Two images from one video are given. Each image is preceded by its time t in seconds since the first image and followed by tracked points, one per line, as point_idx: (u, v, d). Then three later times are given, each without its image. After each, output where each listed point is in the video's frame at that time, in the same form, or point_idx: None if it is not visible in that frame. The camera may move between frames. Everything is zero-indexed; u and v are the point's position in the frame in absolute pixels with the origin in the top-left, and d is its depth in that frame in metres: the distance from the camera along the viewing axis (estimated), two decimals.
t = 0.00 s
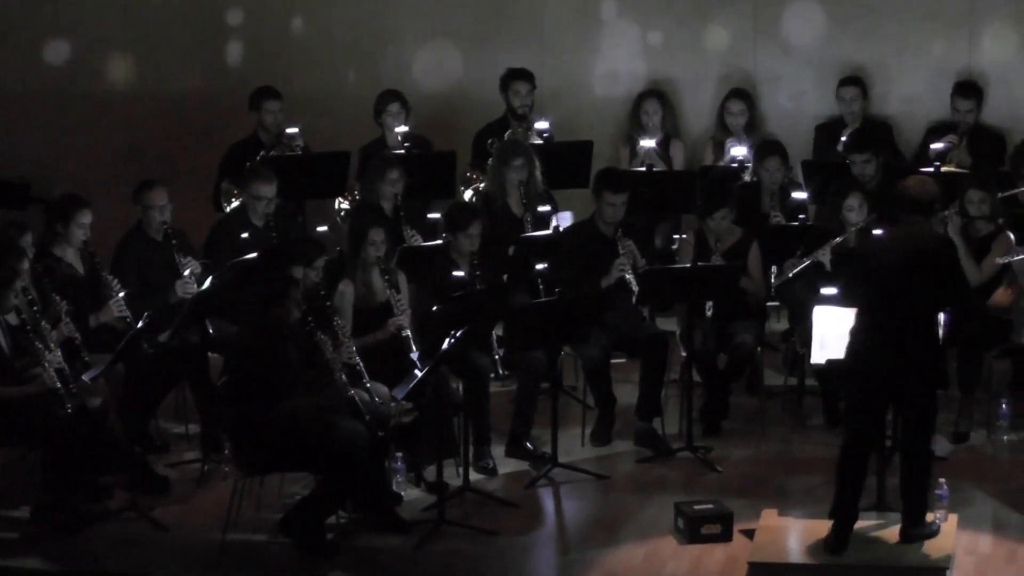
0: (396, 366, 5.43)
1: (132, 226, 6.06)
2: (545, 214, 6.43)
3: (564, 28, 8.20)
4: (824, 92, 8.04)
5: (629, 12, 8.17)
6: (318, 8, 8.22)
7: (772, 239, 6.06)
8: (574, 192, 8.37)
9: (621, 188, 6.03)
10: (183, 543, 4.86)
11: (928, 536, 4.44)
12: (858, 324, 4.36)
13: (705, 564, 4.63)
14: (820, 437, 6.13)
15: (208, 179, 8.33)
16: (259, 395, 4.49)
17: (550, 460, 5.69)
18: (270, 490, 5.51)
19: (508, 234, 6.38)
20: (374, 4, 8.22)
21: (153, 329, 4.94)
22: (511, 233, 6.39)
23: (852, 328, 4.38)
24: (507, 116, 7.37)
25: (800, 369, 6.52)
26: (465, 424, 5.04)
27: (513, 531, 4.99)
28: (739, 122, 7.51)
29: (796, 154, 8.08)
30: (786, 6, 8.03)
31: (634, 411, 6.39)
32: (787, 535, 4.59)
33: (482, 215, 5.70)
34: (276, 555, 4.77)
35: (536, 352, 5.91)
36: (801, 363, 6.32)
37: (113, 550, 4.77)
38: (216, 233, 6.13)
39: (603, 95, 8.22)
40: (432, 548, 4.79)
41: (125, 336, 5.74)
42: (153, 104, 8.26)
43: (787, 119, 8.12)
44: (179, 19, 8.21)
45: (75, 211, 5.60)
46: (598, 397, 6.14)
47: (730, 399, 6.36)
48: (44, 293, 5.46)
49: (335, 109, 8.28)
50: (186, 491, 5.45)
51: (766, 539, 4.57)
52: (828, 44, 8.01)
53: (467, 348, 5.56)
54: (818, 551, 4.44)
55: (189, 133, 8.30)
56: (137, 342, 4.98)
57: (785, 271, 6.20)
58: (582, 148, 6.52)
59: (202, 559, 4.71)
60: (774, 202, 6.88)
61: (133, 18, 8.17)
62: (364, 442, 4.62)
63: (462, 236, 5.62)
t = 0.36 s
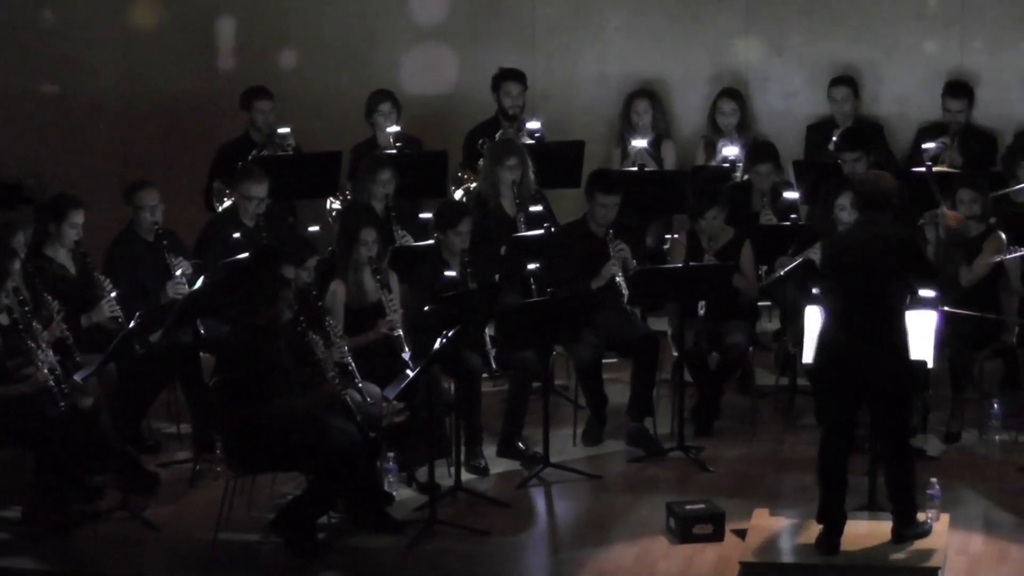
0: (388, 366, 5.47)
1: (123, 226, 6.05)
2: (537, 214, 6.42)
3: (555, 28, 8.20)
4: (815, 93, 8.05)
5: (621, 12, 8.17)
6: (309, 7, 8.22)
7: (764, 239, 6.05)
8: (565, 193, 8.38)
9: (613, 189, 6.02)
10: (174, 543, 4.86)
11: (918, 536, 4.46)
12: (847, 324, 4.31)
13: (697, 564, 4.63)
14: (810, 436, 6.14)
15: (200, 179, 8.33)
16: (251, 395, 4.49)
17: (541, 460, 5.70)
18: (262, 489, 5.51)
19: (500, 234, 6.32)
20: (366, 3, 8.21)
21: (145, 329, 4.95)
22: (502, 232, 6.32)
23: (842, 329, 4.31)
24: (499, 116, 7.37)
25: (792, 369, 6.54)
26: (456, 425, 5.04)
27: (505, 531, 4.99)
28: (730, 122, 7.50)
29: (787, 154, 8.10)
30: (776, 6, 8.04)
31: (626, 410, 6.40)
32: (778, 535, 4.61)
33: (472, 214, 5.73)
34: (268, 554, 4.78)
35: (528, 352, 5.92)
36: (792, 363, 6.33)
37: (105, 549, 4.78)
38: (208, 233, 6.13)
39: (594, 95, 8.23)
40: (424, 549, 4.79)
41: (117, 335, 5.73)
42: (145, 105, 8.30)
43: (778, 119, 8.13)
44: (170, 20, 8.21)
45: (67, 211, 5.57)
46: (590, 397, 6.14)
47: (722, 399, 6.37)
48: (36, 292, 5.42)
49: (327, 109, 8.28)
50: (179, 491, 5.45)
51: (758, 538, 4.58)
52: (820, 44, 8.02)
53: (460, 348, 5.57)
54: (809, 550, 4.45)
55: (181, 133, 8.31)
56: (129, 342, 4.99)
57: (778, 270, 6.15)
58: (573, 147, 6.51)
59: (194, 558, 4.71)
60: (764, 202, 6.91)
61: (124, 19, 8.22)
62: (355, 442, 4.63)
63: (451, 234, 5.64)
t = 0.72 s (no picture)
0: (379, 367, 5.44)
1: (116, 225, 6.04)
2: (530, 213, 6.42)
3: (549, 26, 8.20)
4: (808, 92, 8.06)
5: (614, 11, 8.17)
6: (301, 7, 8.21)
7: (757, 239, 6.06)
8: (558, 192, 8.39)
9: (606, 188, 6.02)
10: (167, 543, 4.85)
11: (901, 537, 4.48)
12: (849, 325, 4.25)
13: (690, 563, 4.64)
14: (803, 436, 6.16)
15: (192, 178, 8.32)
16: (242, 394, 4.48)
17: (534, 459, 5.71)
18: (254, 489, 5.50)
19: (493, 233, 6.35)
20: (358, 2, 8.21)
21: (137, 329, 4.95)
22: (494, 231, 6.36)
23: (844, 330, 4.25)
24: (491, 115, 7.37)
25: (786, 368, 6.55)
26: (449, 424, 5.02)
27: (497, 530, 4.99)
28: (723, 120, 7.52)
29: (779, 154, 8.11)
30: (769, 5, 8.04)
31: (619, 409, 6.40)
32: (770, 534, 4.62)
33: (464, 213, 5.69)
34: (260, 554, 4.77)
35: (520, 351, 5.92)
36: (784, 362, 6.34)
37: (97, 548, 4.78)
38: (200, 232, 6.12)
39: (587, 94, 8.24)
40: (416, 548, 4.79)
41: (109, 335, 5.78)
42: (137, 105, 8.31)
43: (770, 118, 8.14)
44: (162, 20, 8.21)
45: (59, 210, 5.55)
46: (582, 396, 6.14)
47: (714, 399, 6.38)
48: (28, 292, 5.38)
49: (319, 109, 8.27)
50: (171, 490, 5.44)
51: (750, 538, 4.58)
52: (812, 43, 8.03)
53: (453, 349, 5.57)
54: (802, 551, 4.45)
55: (172, 133, 8.32)
56: (121, 341, 4.99)
57: (769, 269, 6.21)
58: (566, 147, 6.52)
59: (185, 558, 4.70)
60: (757, 201, 6.87)
61: (116, 20, 8.23)
62: (347, 442, 4.63)
63: (444, 233, 5.61)
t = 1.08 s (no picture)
0: (372, 367, 5.47)
1: (107, 226, 6.03)
2: (522, 213, 6.40)
3: (541, 26, 8.20)
4: (799, 92, 8.08)
5: (605, 11, 8.18)
6: (292, 8, 8.21)
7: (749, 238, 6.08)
8: (549, 193, 8.39)
9: (596, 188, 6.05)
10: (159, 544, 4.84)
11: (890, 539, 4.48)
12: (841, 326, 4.25)
13: (682, 563, 4.65)
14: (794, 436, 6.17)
15: (183, 179, 8.31)
16: (233, 394, 4.48)
17: (525, 460, 5.71)
18: (245, 489, 5.49)
19: (484, 233, 6.39)
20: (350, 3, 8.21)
21: (129, 330, 4.95)
22: (487, 232, 6.40)
23: (836, 331, 4.25)
24: (482, 115, 7.37)
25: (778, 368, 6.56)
26: (440, 425, 5.02)
27: (489, 531, 5.00)
28: (714, 120, 7.55)
29: (771, 154, 8.13)
30: (761, 5, 8.07)
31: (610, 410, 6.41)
32: (762, 534, 4.63)
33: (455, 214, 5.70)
34: (252, 554, 4.76)
35: (511, 351, 5.93)
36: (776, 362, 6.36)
37: (89, 548, 4.77)
38: (191, 232, 6.11)
39: (579, 94, 8.24)
40: (407, 549, 4.79)
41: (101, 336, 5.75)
42: (128, 105, 8.29)
43: (761, 118, 8.16)
44: (153, 21, 8.21)
45: (51, 210, 5.55)
46: (574, 397, 6.15)
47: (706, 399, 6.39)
48: (20, 293, 5.37)
49: (311, 109, 8.27)
50: (163, 491, 5.43)
51: (742, 539, 4.59)
52: (803, 43, 8.05)
53: (445, 351, 5.58)
54: (793, 551, 4.46)
55: (163, 133, 8.30)
56: (113, 342, 4.99)
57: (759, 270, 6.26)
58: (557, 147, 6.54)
59: (177, 559, 4.70)
60: (748, 201, 6.94)
61: (107, 21, 8.22)
62: (339, 443, 4.62)
63: (434, 234, 5.62)
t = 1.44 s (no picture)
0: (362, 369, 5.46)
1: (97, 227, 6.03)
2: (513, 214, 6.41)
3: (531, 26, 8.21)
4: (788, 92, 8.09)
5: (595, 11, 8.19)
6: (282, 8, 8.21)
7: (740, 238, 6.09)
8: (539, 193, 8.39)
9: (583, 186, 6.05)
10: (149, 545, 4.83)
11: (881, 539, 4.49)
12: (831, 327, 4.26)
13: (672, 563, 4.66)
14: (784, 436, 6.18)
15: (173, 180, 8.30)
16: (223, 395, 4.48)
17: (515, 460, 5.71)
18: (235, 490, 5.49)
19: (475, 234, 6.35)
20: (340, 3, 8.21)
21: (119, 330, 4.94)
22: (478, 232, 6.37)
23: (826, 331, 4.26)
24: (472, 115, 7.37)
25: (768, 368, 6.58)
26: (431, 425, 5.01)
27: (480, 531, 5.00)
28: (704, 120, 7.55)
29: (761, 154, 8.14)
30: (751, 6, 8.09)
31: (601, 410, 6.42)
32: (751, 535, 4.64)
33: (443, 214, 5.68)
34: (242, 554, 4.76)
35: (501, 352, 5.94)
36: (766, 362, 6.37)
37: (79, 548, 4.77)
38: (181, 232, 6.10)
39: (568, 94, 8.25)
40: (397, 550, 4.79)
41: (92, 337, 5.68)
42: (118, 106, 8.27)
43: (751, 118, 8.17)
44: (144, 21, 8.20)
45: (41, 210, 5.55)
46: (564, 398, 6.15)
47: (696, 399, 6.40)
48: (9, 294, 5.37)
49: (300, 109, 8.26)
50: (153, 492, 5.43)
51: (732, 540, 4.60)
52: (792, 44, 8.07)
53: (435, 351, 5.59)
54: (783, 551, 4.47)
55: (153, 133, 8.28)
56: (102, 343, 4.99)
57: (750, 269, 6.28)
58: (546, 147, 6.56)
59: (166, 559, 4.70)
60: (739, 201, 6.92)
61: (97, 21, 8.21)
62: (329, 443, 4.63)
63: (424, 234, 5.59)
